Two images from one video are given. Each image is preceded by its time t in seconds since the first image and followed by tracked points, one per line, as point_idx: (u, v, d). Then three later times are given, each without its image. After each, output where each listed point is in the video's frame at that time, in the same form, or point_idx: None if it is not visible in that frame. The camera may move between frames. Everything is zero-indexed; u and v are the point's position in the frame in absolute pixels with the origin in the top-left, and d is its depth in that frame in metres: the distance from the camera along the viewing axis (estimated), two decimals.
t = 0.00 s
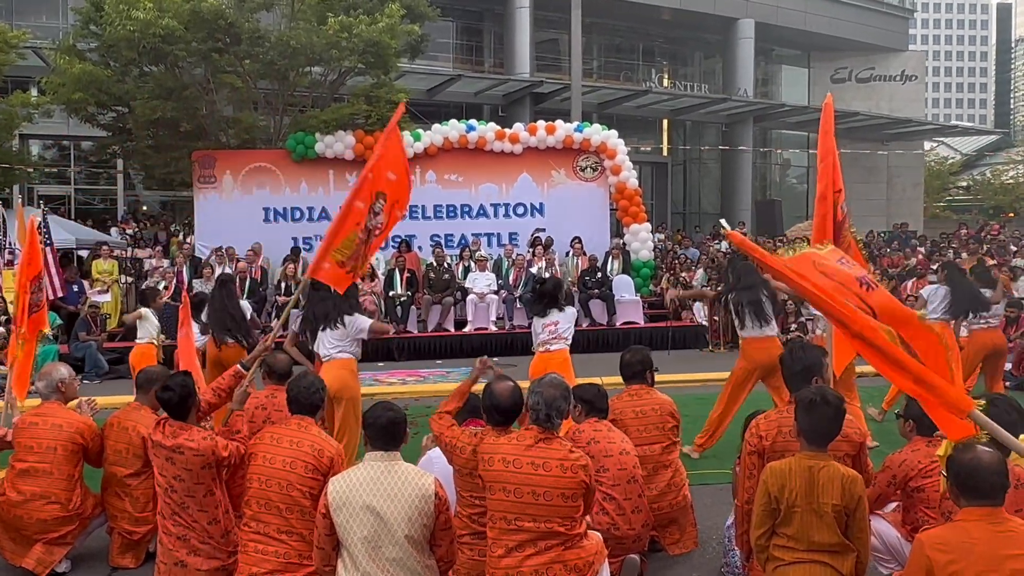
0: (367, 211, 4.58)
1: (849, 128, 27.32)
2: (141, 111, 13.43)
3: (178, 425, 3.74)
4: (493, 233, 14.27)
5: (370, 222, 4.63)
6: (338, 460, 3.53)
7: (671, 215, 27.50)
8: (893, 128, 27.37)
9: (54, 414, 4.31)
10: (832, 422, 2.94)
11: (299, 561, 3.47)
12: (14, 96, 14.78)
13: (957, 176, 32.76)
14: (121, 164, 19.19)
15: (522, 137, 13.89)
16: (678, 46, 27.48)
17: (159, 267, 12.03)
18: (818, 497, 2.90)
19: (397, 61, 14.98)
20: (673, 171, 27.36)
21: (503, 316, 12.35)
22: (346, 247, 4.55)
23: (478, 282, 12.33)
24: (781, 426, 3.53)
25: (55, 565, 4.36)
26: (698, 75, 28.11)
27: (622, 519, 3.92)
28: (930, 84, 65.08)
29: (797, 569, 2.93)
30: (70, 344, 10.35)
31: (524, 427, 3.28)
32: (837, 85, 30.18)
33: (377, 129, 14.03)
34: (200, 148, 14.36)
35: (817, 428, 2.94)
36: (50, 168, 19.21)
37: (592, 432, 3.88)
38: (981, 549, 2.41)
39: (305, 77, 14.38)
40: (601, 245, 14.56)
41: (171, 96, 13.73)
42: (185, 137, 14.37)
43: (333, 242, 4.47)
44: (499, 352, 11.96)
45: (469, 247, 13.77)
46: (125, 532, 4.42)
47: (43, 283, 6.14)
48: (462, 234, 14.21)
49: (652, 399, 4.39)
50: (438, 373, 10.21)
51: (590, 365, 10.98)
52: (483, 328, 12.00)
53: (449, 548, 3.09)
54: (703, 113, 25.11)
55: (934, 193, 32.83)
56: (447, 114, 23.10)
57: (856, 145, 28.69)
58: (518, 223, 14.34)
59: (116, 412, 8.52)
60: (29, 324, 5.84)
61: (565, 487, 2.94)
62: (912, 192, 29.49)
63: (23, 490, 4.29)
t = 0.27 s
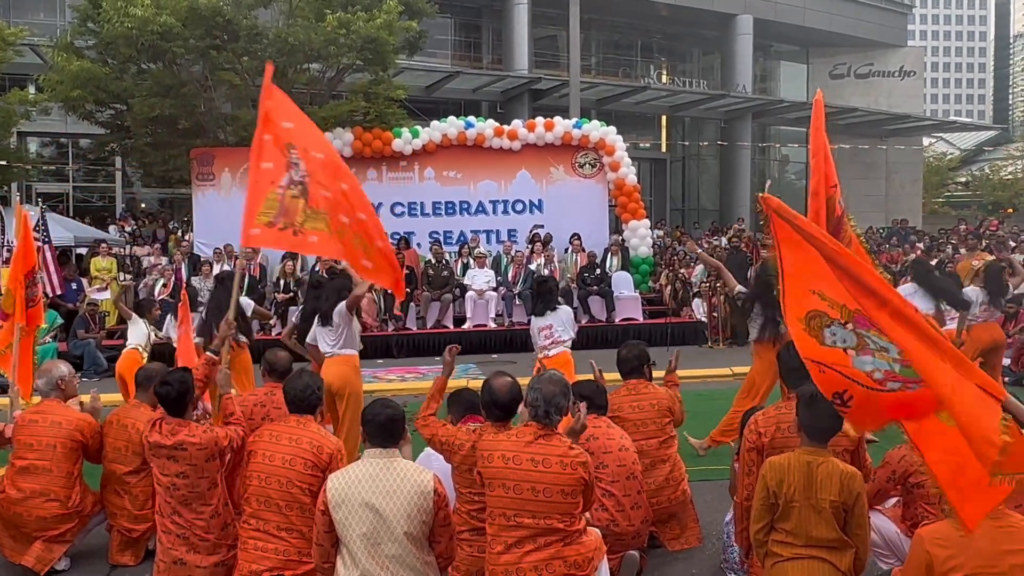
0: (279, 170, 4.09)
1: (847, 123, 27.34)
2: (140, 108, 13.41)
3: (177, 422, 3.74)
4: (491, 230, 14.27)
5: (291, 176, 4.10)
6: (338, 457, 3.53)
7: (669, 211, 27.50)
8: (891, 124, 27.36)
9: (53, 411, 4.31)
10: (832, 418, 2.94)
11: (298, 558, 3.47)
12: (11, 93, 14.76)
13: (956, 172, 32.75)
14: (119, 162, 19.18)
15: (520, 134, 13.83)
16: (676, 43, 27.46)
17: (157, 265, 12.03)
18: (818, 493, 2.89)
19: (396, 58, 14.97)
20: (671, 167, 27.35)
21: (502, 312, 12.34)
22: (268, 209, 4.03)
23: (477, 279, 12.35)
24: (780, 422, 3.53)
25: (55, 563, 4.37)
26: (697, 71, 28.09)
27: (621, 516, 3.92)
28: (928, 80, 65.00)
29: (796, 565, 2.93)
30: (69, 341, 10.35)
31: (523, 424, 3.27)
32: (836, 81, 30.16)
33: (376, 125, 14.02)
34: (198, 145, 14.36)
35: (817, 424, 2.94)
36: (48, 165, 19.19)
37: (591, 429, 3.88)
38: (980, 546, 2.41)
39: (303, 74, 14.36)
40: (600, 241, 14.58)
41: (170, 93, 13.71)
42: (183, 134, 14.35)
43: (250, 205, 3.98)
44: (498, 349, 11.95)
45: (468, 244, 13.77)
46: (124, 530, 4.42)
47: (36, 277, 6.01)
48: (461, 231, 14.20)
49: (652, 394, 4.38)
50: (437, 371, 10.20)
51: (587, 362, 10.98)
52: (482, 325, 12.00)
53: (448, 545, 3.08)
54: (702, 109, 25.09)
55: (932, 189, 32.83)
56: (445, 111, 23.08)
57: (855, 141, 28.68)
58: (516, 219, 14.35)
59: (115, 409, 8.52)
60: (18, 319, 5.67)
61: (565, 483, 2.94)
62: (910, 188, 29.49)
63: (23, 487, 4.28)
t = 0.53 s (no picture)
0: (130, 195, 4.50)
1: (844, 120, 27.36)
2: (136, 105, 13.38)
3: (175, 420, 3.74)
4: (488, 227, 14.27)
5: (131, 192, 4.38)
6: (334, 454, 3.53)
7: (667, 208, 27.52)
8: (888, 120, 27.38)
9: (52, 409, 4.31)
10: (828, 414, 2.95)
11: (295, 556, 3.47)
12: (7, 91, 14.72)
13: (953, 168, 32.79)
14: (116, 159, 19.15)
15: (517, 130, 13.76)
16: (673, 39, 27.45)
17: (154, 262, 12.01)
18: (814, 488, 2.90)
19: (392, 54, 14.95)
20: (669, 164, 27.34)
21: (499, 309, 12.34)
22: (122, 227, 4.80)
23: (474, 276, 12.34)
24: (778, 418, 3.53)
25: (53, 561, 4.37)
26: (694, 68, 28.09)
27: (619, 512, 3.92)
28: (925, 76, 65.04)
29: (794, 561, 2.94)
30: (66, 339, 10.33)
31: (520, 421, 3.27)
32: (832, 77, 30.18)
33: (373, 122, 14.01)
34: (194, 142, 14.34)
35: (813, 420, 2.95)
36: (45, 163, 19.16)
37: (587, 425, 3.89)
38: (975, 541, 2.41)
39: (299, 71, 14.36)
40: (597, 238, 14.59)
41: (166, 91, 13.68)
42: (180, 131, 14.33)
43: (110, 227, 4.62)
44: (496, 345, 11.95)
45: (465, 241, 13.77)
46: (122, 528, 4.42)
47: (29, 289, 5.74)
48: (458, 228, 14.20)
49: (647, 390, 4.40)
50: (435, 367, 10.20)
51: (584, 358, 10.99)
52: (480, 322, 12.00)
53: (446, 542, 3.09)
54: (699, 106, 25.09)
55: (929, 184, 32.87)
56: (442, 108, 23.07)
57: (852, 136, 28.70)
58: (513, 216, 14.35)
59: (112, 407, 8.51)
60: (11, 340, 4.87)
61: (562, 479, 2.94)
62: (907, 183, 29.51)
63: (21, 485, 4.28)
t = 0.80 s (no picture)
0: None
1: (842, 117, 27.38)
2: (134, 103, 13.37)
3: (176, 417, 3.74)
4: (487, 225, 14.27)
5: None
6: (333, 451, 3.52)
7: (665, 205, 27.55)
8: (886, 118, 27.40)
9: (50, 407, 4.31)
10: (827, 412, 2.95)
11: (294, 554, 3.47)
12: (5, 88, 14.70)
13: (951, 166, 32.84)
14: (113, 157, 19.13)
15: (516, 128, 13.77)
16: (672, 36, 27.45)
17: (152, 260, 11.99)
18: (813, 485, 2.90)
19: (390, 52, 14.95)
20: (667, 161, 27.34)
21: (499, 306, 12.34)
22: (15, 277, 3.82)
23: (473, 274, 12.33)
24: (779, 416, 3.52)
25: (51, 559, 4.36)
26: (692, 65, 28.10)
27: (618, 509, 3.92)
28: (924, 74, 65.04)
29: (793, 559, 2.94)
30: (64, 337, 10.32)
31: (519, 418, 3.27)
32: (830, 74, 30.20)
33: (371, 120, 14.00)
34: (192, 140, 14.33)
35: (812, 418, 2.95)
36: (43, 160, 19.12)
37: (587, 422, 3.89)
38: (973, 538, 2.42)
39: (297, 69, 14.35)
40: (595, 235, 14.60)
41: (164, 88, 13.67)
42: (178, 129, 14.31)
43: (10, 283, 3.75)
44: (494, 343, 11.96)
45: (464, 239, 13.77)
46: (120, 526, 4.41)
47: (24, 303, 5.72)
48: (456, 226, 14.20)
49: (644, 386, 4.39)
50: (433, 365, 10.21)
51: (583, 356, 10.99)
52: (479, 319, 12.01)
53: (445, 539, 3.09)
54: (697, 103, 25.09)
55: (928, 182, 32.92)
56: (440, 106, 23.05)
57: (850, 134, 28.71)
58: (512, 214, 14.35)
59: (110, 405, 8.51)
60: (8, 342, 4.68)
61: (561, 477, 2.94)
62: (905, 181, 29.54)
63: (20, 483, 4.28)
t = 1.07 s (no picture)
0: None
1: (842, 116, 27.38)
2: (135, 101, 13.37)
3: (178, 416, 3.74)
4: (487, 223, 14.27)
5: None
6: (333, 450, 3.52)
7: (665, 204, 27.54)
8: (887, 117, 27.39)
9: (50, 405, 4.31)
10: (827, 411, 2.95)
11: (295, 552, 3.47)
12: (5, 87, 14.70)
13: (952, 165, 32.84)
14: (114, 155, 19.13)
15: (516, 126, 13.78)
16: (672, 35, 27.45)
17: (153, 258, 12.00)
18: (813, 484, 2.90)
19: (391, 50, 14.95)
20: (667, 160, 27.33)
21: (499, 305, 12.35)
22: None
23: (473, 273, 12.32)
24: (780, 415, 3.53)
25: (51, 557, 4.36)
26: (692, 64, 28.10)
27: (619, 508, 3.92)
28: (924, 73, 65.00)
29: (793, 558, 2.94)
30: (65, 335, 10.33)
31: (522, 417, 3.28)
32: (831, 74, 30.19)
33: (372, 119, 14.00)
34: (193, 139, 14.32)
35: (812, 417, 2.94)
36: (43, 159, 19.12)
37: (588, 421, 3.89)
38: (975, 537, 2.41)
39: (298, 68, 14.36)
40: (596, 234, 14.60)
41: (164, 87, 13.67)
42: (178, 127, 14.31)
43: None
44: (495, 342, 11.96)
45: (464, 237, 13.77)
46: (120, 523, 4.41)
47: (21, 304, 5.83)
48: (457, 224, 14.20)
49: (643, 385, 4.38)
50: (434, 364, 10.21)
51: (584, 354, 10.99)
52: (479, 318, 12.01)
53: (445, 538, 3.09)
54: (698, 102, 25.07)
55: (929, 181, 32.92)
56: (440, 105, 23.05)
57: (851, 133, 28.71)
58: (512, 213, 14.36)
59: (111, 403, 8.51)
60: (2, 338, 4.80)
61: (562, 476, 2.94)
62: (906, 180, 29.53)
63: (20, 481, 4.28)
